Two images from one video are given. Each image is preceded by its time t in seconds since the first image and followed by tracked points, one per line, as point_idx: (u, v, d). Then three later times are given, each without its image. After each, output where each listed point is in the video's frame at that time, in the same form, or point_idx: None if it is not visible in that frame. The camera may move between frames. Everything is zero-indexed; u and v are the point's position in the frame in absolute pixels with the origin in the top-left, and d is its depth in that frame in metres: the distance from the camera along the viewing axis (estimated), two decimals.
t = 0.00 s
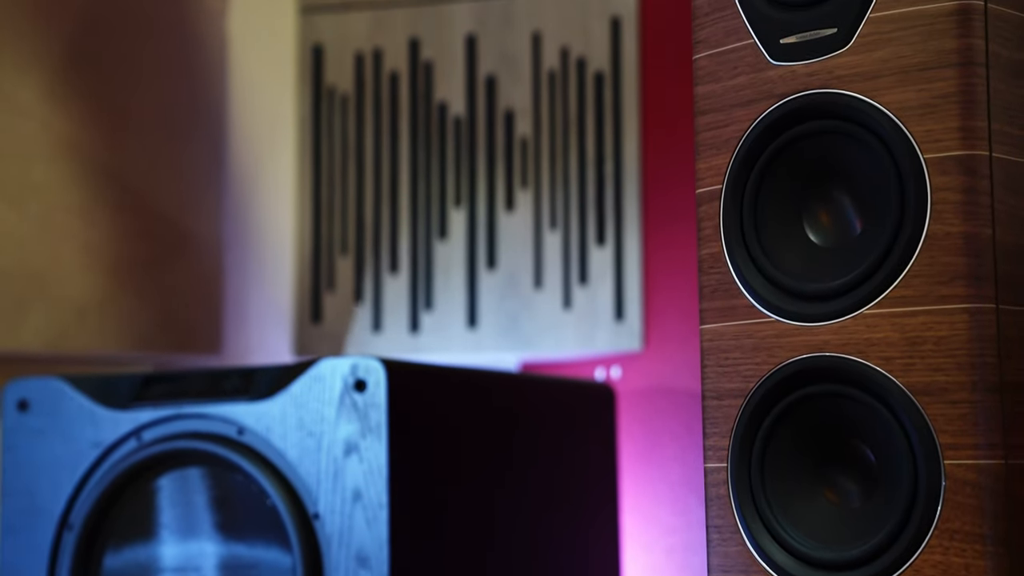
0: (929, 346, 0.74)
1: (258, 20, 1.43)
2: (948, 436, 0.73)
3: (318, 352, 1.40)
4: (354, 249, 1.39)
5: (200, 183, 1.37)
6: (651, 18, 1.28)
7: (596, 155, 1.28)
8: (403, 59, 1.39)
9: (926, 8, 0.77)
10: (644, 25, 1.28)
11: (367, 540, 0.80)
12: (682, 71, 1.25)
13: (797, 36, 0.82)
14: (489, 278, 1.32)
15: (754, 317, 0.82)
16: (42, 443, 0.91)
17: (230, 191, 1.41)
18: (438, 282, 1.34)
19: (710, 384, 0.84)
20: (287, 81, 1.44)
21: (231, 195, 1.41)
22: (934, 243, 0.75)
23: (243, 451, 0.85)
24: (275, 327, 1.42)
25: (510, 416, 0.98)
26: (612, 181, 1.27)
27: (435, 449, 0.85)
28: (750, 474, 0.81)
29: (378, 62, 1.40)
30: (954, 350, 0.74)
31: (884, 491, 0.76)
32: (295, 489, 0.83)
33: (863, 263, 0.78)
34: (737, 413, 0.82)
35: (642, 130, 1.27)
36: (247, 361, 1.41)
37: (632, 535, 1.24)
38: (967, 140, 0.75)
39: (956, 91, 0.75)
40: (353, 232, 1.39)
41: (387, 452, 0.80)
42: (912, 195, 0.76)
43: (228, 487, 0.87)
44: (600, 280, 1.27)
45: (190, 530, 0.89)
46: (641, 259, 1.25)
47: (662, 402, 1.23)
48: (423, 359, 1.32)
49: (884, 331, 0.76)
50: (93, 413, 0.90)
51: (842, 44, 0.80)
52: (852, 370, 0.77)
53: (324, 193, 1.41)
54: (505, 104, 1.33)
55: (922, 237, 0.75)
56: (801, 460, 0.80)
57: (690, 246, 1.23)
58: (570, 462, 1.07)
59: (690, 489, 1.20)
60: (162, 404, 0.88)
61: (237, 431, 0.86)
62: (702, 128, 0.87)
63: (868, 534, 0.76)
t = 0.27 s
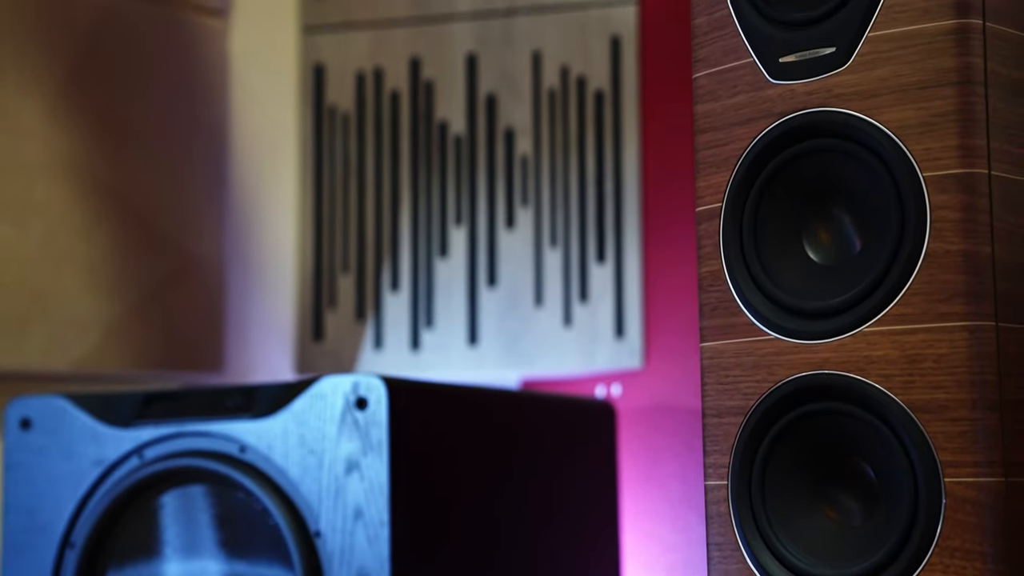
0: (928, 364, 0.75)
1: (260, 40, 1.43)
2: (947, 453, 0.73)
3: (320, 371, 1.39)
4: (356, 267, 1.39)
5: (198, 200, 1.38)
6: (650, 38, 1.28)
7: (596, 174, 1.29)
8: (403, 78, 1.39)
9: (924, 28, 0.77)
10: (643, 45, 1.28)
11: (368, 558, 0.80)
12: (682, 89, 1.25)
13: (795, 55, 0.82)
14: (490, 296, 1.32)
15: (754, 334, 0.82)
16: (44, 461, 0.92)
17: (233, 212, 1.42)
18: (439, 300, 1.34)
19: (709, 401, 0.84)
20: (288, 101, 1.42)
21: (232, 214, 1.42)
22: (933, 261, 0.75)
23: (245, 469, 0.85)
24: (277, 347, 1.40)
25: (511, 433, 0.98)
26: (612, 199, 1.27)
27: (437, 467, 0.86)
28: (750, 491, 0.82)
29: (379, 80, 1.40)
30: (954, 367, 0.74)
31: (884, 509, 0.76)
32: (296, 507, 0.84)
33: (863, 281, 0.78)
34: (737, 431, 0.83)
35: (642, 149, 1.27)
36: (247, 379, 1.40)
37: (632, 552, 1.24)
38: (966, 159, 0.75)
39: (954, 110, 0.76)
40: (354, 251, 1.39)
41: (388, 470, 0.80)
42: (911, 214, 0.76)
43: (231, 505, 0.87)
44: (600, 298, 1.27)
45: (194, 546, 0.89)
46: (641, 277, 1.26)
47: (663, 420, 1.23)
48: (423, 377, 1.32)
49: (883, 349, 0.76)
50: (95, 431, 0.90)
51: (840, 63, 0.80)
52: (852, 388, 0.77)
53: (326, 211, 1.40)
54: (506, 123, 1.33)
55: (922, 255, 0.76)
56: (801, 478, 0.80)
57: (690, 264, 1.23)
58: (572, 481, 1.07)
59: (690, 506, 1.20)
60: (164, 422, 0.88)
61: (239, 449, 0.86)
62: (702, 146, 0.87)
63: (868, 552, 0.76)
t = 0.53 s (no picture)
0: (928, 381, 0.75)
1: (261, 59, 1.44)
2: (948, 471, 0.73)
3: (322, 388, 1.39)
4: (357, 285, 1.39)
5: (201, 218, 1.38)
6: (650, 57, 1.29)
7: (597, 192, 1.29)
8: (404, 96, 1.39)
9: (922, 47, 0.78)
10: (643, 64, 1.29)
11: None
12: (682, 108, 1.26)
13: (794, 73, 0.83)
14: (491, 313, 1.32)
15: (754, 352, 0.83)
16: (46, 479, 0.92)
17: (239, 229, 1.43)
18: (439, 318, 1.35)
19: (710, 419, 0.85)
20: (291, 120, 1.43)
21: (235, 232, 1.42)
22: (933, 278, 0.75)
23: (245, 486, 0.85)
24: (279, 365, 1.41)
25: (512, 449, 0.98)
26: (612, 217, 1.28)
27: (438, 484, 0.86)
28: (751, 509, 0.82)
29: (381, 98, 1.40)
30: (954, 385, 0.74)
31: (885, 526, 0.76)
32: (297, 525, 0.84)
33: (862, 299, 0.78)
34: (738, 449, 0.83)
35: (642, 167, 1.28)
36: (250, 397, 1.41)
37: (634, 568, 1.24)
38: (965, 176, 0.76)
39: (953, 128, 0.76)
40: (356, 268, 1.39)
41: (389, 487, 0.80)
42: (910, 232, 0.76)
43: (231, 523, 0.87)
44: (601, 315, 1.27)
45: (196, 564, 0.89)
46: (642, 295, 1.26)
47: (664, 438, 1.23)
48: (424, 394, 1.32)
49: (883, 367, 0.77)
50: (96, 450, 0.91)
51: (838, 81, 0.81)
52: (852, 406, 0.77)
53: (327, 229, 1.41)
54: (506, 141, 1.34)
55: (921, 273, 0.76)
56: (802, 496, 0.80)
57: (690, 281, 1.24)
58: (573, 499, 1.08)
59: (691, 524, 1.21)
60: (164, 440, 0.89)
61: (239, 467, 0.86)
62: (702, 163, 0.88)
63: (869, 570, 0.76)
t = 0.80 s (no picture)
0: (928, 399, 0.75)
1: (262, 78, 1.44)
2: (948, 488, 0.73)
3: (323, 406, 1.39)
4: (358, 303, 1.39)
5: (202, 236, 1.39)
6: (649, 75, 1.29)
7: (597, 210, 1.30)
8: (405, 114, 1.40)
9: (921, 66, 0.78)
10: (643, 82, 1.30)
11: None
12: (681, 127, 1.26)
13: (793, 92, 0.83)
14: (492, 330, 1.33)
15: (754, 369, 0.83)
16: (47, 497, 0.92)
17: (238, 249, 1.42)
18: (440, 335, 1.35)
19: (710, 436, 0.85)
20: (293, 139, 1.44)
21: (236, 250, 1.43)
22: (933, 296, 0.76)
23: (246, 505, 0.85)
24: (280, 381, 1.40)
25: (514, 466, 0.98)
26: (612, 235, 1.28)
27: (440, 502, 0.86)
28: (752, 526, 0.82)
29: (381, 117, 1.41)
30: (954, 403, 0.74)
31: (885, 544, 0.77)
32: (299, 543, 0.84)
33: (862, 317, 0.78)
34: (738, 466, 0.83)
35: (642, 185, 1.28)
36: (252, 415, 1.41)
37: None
38: (964, 195, 0.76)
39: (952, 146, 0.77)
40: (357, 286, 1.40)
41: (390, 505, 0.81)
42: (909, 250, 0.77)
43: (232, 540, 0.87)
44: (601, 333, 1.28)
45: None
46: (642, 313, 1.26)
47: (664, 455, 1.24)
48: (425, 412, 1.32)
49: (883, 385, 0.77)
50: (97, 468, 0.91)
51: (837, 100, 0.81)
52: (852, 424, 0.78)
53: (328, 246, 1.41)
54: (506, 159, 1.34)
55: (920, 290, 0.76)
56: (802, 513, 0.80)
57: (690, 299, 1.24)
58: (574, 516, 1.08)
59: (692, 541, 1.21)
60: (166, 458, 0.89)
61: (241, 485, 0.86)
62: (702, 182, 0.88)
63: None
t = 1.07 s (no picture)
0: (928, 417, 0.75)
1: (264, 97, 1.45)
2: (948, 507, 0.74)
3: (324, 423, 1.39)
4: (359, 321, 1.39)
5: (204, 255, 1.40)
6: (649, 94, 1.30)
7: (597, 227, 1.30)
8: (406, 133, 1.40)
9: (920, 85, 0.79)
10: (643, 101, 1.31)
11: None
12: (681, 145, 1.27)
13: (792, 110, 0.84)
14: (492, 348, 1.33)
15: (754, 387, 0.83)
16: (49, 515, 0.92)
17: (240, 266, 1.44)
18: (441, 353, 1.35)
19: (710, 453, 0.86)
20: (294, 157, 1.45)
21: (238, 269, 1.43)
22: (932, 313, 0.76)
23: (248, 522, 0.86)
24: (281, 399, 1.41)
25: (515, 483, 0.98)
26: (612, 252, 1.29)
27: (442, 519, 0.86)
28: (752, 543, 0.82)
29: (382, 135, 1.41)
30: (954, 421, 0.74)
31: (885, 561, 0.77)
32: (300, 560, 0.84)
33: (862, 334, 0.79)
34: (738, 483, 0.84)
35: (642, 202, 1.29)
36: (253, 432, 1.41)
37: None
38: (963, 214, 0.76)
39: (951, 165, 0.77)
40: (358, 303, 1.40)
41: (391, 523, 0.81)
42: (909, 267, 0.77)
43: (235, 558, 0.87)
44: (602, 350, 1.28)
45: None
46: (642, 330, 1.27)
47: (665, 472, 1.24)
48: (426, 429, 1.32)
49: (883, 403, 0.77)
50: (99, 485, 0.91)
51: (837, 118, 0.82)
52: (852, 441, 0.78)
53: (330, 263, 1.41)
54: (506, 177, 1.35)
55: (920, 307, 0.76)
56: (802, 530, 0.81)
57: (690, 316, 1.24)
58: (575, 534, 1.08)
59: (693, 558, 1.21)
60: (167, 475, 0.89)
61: (242, 502, 0.86)
62: (702, 201, 0.89)
63: None
